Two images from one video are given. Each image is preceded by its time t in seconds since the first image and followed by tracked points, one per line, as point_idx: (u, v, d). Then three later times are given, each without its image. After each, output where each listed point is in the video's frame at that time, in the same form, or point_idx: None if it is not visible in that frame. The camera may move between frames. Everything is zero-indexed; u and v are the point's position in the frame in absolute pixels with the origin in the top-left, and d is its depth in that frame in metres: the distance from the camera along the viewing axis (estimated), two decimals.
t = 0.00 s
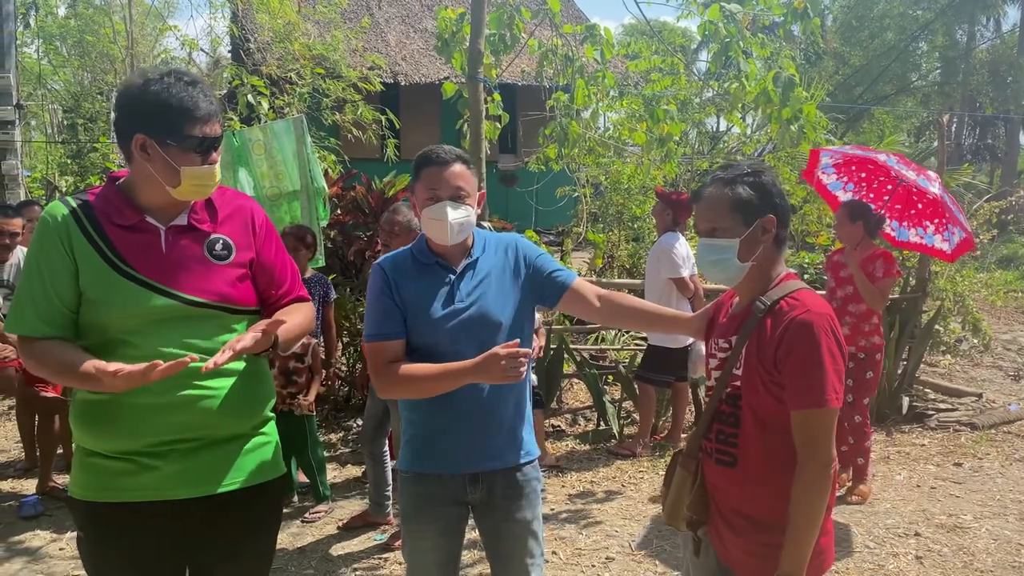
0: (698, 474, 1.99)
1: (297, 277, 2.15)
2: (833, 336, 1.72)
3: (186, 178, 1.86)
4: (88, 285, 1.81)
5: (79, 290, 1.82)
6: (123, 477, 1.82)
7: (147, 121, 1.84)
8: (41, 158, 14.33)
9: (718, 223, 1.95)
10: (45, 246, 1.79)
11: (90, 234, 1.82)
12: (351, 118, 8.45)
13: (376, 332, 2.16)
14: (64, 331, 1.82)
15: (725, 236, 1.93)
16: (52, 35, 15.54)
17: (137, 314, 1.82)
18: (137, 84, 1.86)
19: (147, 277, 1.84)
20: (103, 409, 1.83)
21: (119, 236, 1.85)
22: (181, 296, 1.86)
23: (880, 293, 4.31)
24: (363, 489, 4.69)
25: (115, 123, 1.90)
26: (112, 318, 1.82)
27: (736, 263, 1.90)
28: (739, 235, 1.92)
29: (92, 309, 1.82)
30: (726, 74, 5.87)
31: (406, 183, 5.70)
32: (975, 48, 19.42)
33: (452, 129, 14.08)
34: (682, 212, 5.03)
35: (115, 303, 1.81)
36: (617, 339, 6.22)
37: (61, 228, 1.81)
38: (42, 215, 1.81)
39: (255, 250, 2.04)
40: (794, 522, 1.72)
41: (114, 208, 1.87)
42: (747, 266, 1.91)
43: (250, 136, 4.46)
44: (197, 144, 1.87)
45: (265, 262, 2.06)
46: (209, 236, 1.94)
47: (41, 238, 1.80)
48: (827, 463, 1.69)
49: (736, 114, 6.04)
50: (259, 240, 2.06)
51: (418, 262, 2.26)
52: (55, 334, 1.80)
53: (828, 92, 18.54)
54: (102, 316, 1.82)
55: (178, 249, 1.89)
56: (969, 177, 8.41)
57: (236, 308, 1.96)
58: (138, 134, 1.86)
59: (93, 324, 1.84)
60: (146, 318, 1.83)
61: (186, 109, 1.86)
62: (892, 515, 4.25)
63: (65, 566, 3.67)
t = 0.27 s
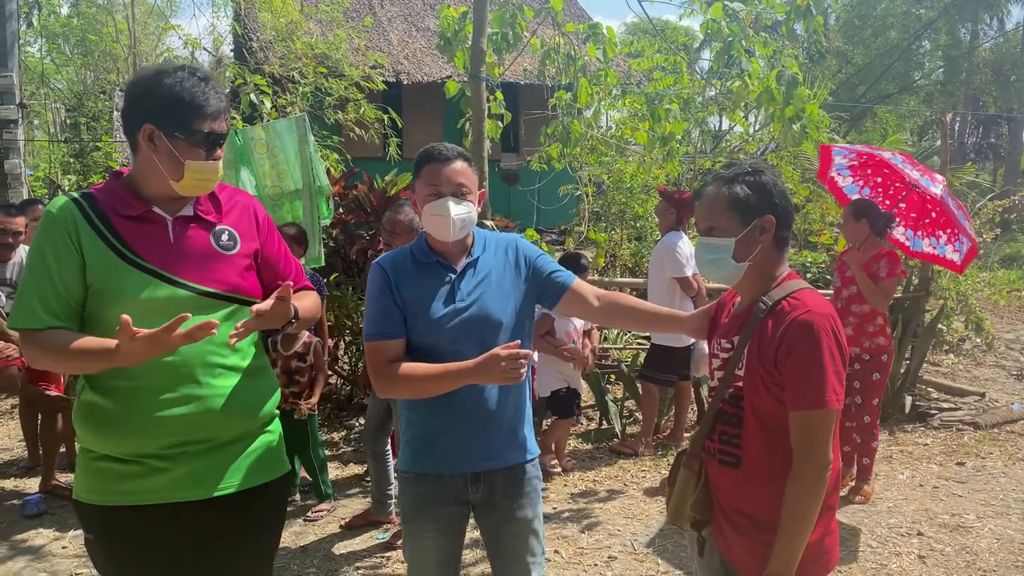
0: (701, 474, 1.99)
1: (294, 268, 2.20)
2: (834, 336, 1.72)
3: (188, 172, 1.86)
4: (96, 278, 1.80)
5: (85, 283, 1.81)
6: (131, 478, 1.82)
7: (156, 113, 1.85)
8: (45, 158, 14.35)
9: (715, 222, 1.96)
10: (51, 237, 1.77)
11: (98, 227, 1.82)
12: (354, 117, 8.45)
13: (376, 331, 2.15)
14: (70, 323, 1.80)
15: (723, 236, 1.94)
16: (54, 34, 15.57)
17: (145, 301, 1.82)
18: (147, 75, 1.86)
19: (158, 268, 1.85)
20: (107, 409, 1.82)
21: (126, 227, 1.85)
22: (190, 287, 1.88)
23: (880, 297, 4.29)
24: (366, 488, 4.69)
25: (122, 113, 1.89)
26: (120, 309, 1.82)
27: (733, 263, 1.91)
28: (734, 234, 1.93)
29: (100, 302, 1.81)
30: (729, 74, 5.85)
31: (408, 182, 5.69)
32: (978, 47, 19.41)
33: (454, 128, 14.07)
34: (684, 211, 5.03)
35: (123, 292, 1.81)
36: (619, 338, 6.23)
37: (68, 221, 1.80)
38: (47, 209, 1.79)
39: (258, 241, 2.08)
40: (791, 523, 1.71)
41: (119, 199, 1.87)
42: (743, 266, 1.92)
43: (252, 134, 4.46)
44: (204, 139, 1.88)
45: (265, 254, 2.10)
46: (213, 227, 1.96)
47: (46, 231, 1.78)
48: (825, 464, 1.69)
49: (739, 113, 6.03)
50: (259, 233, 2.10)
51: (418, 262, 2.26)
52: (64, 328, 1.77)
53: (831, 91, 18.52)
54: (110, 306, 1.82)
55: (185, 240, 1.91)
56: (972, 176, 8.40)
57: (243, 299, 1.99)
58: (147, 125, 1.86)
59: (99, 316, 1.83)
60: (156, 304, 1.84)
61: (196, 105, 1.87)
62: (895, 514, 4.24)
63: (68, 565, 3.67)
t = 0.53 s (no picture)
0: (702, 474, 2.00)
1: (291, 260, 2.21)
2: (836, 336, 1.71)
3: (187, 161, 1.87)
4: (100, 270, 1.80)
5: (87, 275, 1.81)
6: (132, 477, 1.82)
7: (154, 102, 1.85)
8: (46, 157, 14.35)
9: (713, 219, 1.97)
10: (53, 228, 1.76)
11: (101, 220, 1.82)
12: (356, 116, 8.44)
13: (379, 329, 2.15)
14: (75, 311, 1.78)
15: (720, 231, 1.94)
16: (57, 33, 15.59)
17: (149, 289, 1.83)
18: (147, 68, 1.87)
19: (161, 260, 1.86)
20: (107, 408, 1.81)
21: (128, 217, 1.86)
22: (191, 274, 1.90)
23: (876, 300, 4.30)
24: (367, 486, 4.69)
25: (121, 105, 1.89)
26: (123, 298, 1.82)
27: (728, 261, 1.91)
28: (733, 232, 1.93)
29: (102, 294, 1.81)
30: (731, 73, 5.84)
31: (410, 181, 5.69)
32: (980, 46, 19.37)
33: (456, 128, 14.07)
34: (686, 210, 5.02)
35: (127, 280, 1.82)
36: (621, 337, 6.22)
37: (71, 213, 1.79)
38: (49, 201, 1.79)
39: (258, 233, 2.10)
40: (791, 524, 1.71)
41: (119, 190, 1.88)
42: (739, 263, 1.92)
43: (254, 134, 4.47)
44: (202, 129, 1.89)
45: (263, 246, 2.12)
46: (213, 218, 1.97)
47: (48, 222, 1.77)
48: (826, 464, 1.68)
49: (741, 112, 6.02)
50: (258, 226, 2.11)
51: (420, 261, 2.25)
52: (70, 316, 1.75)
53: (833, 90, 18.49)
54: (112, 296, 1.81)
55: (186, 231, 1.91)
56: (974, 176, 8.38)
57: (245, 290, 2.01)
58: (146, 116, 1.86)
59: (101, 306, 1.82)
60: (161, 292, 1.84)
61: (193, 95, 1.87)
62: (897, 513, 4.24)
63: (70, 563, 3.68)
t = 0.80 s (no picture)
0: (704, 474, 2.00)
1: (288, 263, 2.22)
2: (836, 336, 1.71)
3: (192, 164, 1.87)
4: (103, 271, 1.81)
5: (89, 275, 1.81)
6: (133, 477, 1.83)
7: (159, 105, 1.86)
8: (48, 156, 14.35)
9: (714, 214, 1.98)
10: (56, 227, 1.77)
11: (103, 220, 1.82)
12: (357, 116, 8.45)
13: (384, 314, 2.16)
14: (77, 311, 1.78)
15: (719, 228, 1.95)
16: (59, 33, 15.64)
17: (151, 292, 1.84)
18: (151, 71, 1.88)
19: (164, 261, 1.87)
20: (107, 410, 1.82)
21: (131, 218, 1.86)
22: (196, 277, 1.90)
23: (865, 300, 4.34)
24: (369, 486, 4.70)
25: (125, 107, 1.90)
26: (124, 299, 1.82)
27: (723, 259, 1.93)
28: (732, 228, 1.93)
29: (104, 294, 1.81)
30: (732, 73, 5.84)
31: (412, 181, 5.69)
32: (982, 46, 19.36)
33: (457, 127, 14.07)
34: (687, 210, 5.02)
35: (130, 280, 1.82)
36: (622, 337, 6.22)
37: (74, 213, 1.80)
38: (52, 201, 1.79)
39: (259, 237, 2.11)
40: (791, 524, 1.71)
41: (122, 191, 1.88)
42: (734, 261, 1.93)
43: (256, 133, 4.46)
44: (206, 132, 1.89)
45: (264, 248, 2.12)
46: (215, 221, 1.98)
47: (51, 222, 1.77)
48: (827, 464, 1.68)
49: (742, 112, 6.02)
50: (258, 229, 2.12)
51: (424, 258, 2.27)
52: (73, 317, 1.76)
53: (835, 90, 18.48)
54: (115, 296, 1.81)
55: (188, 233, 1.92)
56: (976, 176, 8.38)
57: (244, 292, 2.02)
58: (150, 119, 1.87)
59: (102, 307, 1.82)
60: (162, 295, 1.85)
61: (197, 97, 1.88)
62: (898, 513, 4.24)
63: (72, 562, 3.69)
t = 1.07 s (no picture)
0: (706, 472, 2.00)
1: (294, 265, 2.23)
2: (835, 334, 1.72)
3: (200, 172, 1.88)
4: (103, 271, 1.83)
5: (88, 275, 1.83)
6: (133, 473, 1.83)
7: (168, 112, 1.86)
8: (51, 156, 14.36)
9: (717, 212, 1.97)
10: (59, 229, 1.79)
11: (107, 222, 1.85)
12: (359, 116, 8.46)
13: (387, 323, 2.20)
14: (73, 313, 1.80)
15: (721, 226, 1.96)
16: (61, 33, 15.66)
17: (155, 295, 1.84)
18: (158, 78, 1.88)
19: (166, 264, 1.88)
20: (108, 408, 1.83)
21: (134, 221, 1.88)
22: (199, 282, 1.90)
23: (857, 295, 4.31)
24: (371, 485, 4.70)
25: (131, 112, 1.90)
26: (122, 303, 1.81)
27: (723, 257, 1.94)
28: (733, 227, 1.93)
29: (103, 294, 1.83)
30: (735, 73, 5.83)
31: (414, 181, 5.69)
32: (984, 46, 19.34)
33: (459, 127, 14.07)
34: (688, 210, 5.02)
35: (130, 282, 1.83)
36: (624, 337, 6.23)
37: (78, 214, 1.82)
38: (55, 201, 1.81)
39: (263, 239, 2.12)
40: (790, 522, 1.72)
41: (127, 192, 1.89)
42: (733, 258, 1.94)
43: (258, 133, 4.46)
44: (215, 140, 1.90)
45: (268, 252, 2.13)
46: (219, 225, 1.99)
47: (54, 222, 1.79)
48: (825, 462, 1.69)
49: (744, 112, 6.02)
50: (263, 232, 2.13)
51: (424, 260, 2.27)
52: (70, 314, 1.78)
53: (837, 90, 18.48)
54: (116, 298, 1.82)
55: (192, 236, 1.93)
56: (978, 176, 8.37)
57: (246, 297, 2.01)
58: (158, 126, 1.87)
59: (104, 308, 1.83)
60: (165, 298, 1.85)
61: (206, 105, 1.88)
62: (900, 513, 4.24)
63: (74, 561, 3.69)
